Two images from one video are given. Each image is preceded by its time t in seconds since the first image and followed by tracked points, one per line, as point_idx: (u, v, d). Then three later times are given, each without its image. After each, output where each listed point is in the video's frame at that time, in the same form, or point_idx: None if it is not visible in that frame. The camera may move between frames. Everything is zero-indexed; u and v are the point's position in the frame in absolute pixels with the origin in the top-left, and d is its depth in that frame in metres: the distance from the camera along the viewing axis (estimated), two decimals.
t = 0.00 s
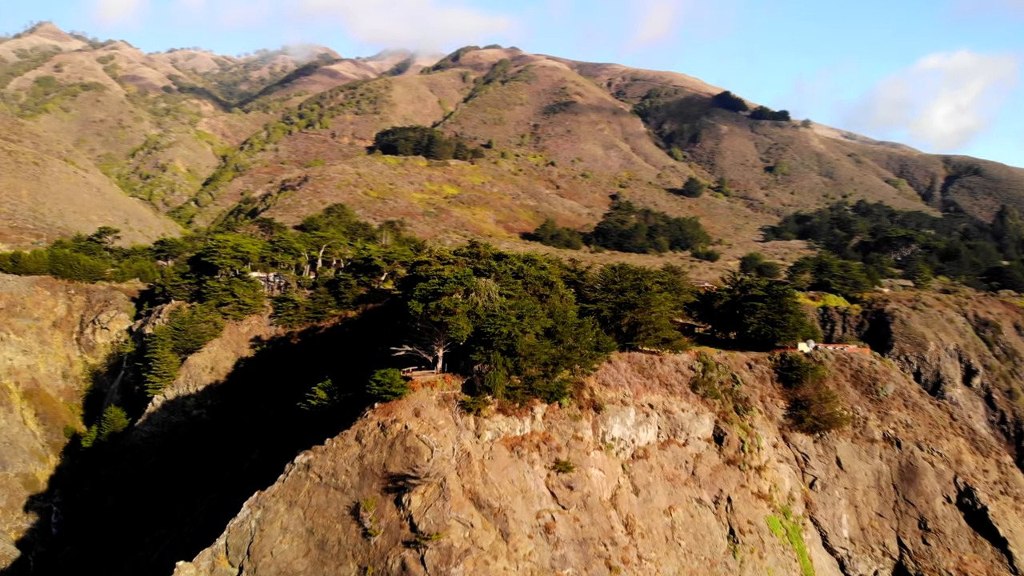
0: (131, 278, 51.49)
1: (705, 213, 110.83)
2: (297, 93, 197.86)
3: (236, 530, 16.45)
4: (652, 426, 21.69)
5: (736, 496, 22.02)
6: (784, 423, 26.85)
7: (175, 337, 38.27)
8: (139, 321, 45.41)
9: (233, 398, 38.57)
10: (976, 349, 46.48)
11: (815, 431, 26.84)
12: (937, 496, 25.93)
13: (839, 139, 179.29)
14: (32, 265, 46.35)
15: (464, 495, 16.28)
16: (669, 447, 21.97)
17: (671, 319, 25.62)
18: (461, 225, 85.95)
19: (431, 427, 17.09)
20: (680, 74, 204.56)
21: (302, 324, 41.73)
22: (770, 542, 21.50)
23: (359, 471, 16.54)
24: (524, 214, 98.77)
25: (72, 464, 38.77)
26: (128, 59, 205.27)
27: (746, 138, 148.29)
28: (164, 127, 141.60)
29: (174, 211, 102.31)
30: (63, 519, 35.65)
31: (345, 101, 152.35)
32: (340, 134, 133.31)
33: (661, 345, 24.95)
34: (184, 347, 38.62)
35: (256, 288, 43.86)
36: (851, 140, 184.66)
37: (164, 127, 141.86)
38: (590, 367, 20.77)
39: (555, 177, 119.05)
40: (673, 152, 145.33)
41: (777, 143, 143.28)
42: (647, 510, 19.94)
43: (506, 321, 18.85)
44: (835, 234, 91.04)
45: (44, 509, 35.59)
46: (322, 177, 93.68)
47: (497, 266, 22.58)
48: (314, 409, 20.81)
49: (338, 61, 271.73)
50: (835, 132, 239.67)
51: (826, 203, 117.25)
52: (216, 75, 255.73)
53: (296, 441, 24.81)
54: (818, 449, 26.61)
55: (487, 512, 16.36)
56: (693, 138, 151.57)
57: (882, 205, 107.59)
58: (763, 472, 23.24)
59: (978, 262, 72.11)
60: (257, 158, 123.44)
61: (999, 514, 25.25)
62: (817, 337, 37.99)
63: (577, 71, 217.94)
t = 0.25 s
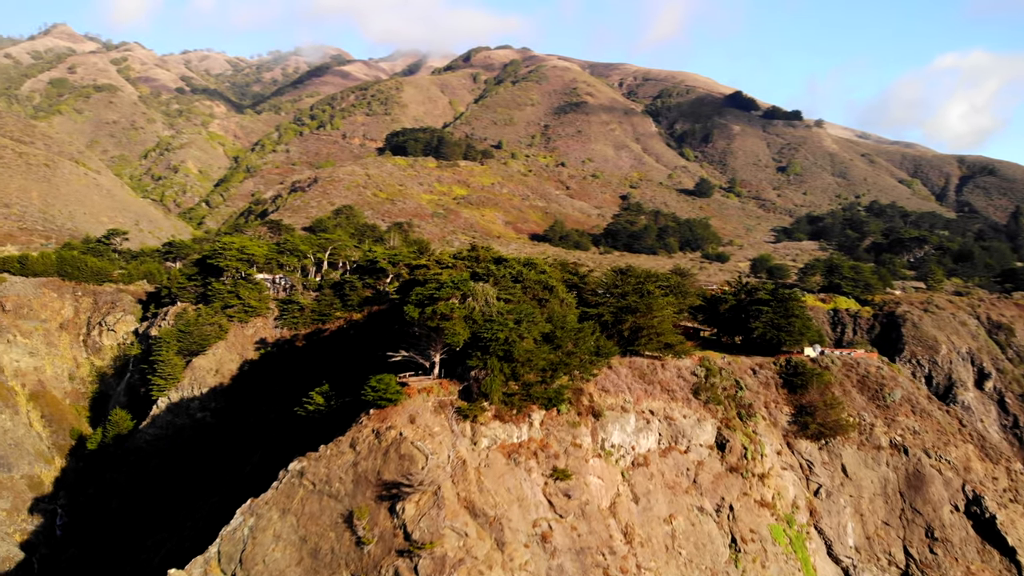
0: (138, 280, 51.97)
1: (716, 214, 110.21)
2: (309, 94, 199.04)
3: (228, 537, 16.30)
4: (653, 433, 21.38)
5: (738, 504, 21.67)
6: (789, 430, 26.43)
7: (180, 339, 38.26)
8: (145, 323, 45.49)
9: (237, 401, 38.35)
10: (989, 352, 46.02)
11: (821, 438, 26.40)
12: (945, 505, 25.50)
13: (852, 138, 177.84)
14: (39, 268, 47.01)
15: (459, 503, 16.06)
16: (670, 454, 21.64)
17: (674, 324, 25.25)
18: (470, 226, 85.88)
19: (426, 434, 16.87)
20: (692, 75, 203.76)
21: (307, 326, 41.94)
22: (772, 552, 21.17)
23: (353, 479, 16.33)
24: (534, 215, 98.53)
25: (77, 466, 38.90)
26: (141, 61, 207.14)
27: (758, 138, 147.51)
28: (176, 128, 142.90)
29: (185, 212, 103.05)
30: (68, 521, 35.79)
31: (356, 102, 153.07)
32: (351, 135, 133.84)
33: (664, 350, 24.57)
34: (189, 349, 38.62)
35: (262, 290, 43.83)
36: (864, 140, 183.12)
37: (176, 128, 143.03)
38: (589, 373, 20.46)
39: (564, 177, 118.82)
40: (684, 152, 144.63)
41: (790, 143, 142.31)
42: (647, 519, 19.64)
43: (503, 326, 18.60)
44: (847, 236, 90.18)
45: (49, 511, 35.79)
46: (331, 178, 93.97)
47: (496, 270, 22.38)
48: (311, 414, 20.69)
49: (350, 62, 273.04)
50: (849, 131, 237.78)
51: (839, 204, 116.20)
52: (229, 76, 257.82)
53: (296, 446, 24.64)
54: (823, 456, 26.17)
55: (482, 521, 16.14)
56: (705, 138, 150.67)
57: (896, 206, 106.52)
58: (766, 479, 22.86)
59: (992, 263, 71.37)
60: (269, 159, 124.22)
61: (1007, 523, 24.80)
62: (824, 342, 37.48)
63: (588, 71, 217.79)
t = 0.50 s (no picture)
0: (143, 281, 52.16)
1: (726, 215, 109.69)
2: (319, 95, 199.99)
3: (219, 545, 16.12)
4: (651, 439, 21.07)
5: (738, 512, 21.33)
6: (791, 437, 26.06)
7: (183, 342, 38.34)
8: (149, 325, 45.67)
9: (240, 404, 38.46)
10: (999, 355, 45.40)
11: (824, 445, 26.03)
12: (950, 513, 25.11)
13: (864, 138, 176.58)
14: (44, 270, 47.21)
15: (452, 513, 15.81)
16: (669, 462, 21.33)
17: (674, 329, 24.95)
18: (477, 227, 85.85)
19: (419, 441, 16.66)
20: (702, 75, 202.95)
21: (310, 329, 41.81)
22: (773, 561, 20.84)
23: (344, 486, 16.15)
24: (541, 216, 98.36)
25: (80, 469, 38.95)
26: (152, 62, 208.87)
27: (768, 138, 146.85)
28: (186, 130, 143.92)
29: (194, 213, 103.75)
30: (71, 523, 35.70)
31: (365, 103, 153.72)
32: (360, 136, 134.19)
33: (664, 354, 24.26)
34: (192, 351, 38.65)
35: (265, 292, 43.85)
36: (876, 140, 181.79)
37: (186, 130, 144.16)
38: (586, 379, 20.19)
39: (573, 178, 118.68)
40: (695, 153, 144.18)
41: (801, 143, 141.49)
42: (645, 527, 19.33)
43: (498, 332, 18.40)
44: (857, 237, 89.51)
45: (51, 513, 35.54)
46: (339, 179, 94.23)
47: (493, 274, 22.21)
48: (305, 420, 20.54)
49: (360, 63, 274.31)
50: (861, 131, 236.26)
51: (849, 204, 115.36)
52: (240, 78, 259.70)
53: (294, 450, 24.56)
54: (826, 463, 25.80)
55: (475, 530, 15.90)
56: (715, 138, 150.04)
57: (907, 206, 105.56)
58: (767, 487, 22.49)
59: (1004, 265, 70.75)
60: (278, 160, 124.90)
61: (1014, 533, 24.35)
62: (829, 347, 36.93)
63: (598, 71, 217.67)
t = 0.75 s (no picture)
0: (147, 283, 52.10)
1: (734, 215, 109.14)
2: (328, 96, 200.85)
3: (208, 553, 15.97)
4: (649, 447, 20.77)
5: (738, 521, 21.03)
6: (793, 443, 25.73)
7: (185, 344, 38.25)
8: (152, 327, 45.70)
9: (241, 406, 38.18)
10: (1010, 359, 45.98)
11: (826, 451, 25.66)
12: (954, 521, 24.80)
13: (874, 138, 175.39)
14: (49, 272, 47.14)
15: (443, 522, 15.57)
16: (667, 469, 21.03)
17: (674, 333, 24.67)
18: (483, 228, 85.79)
19: (412, 449, 16.45)
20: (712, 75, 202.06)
21: (312, 331, 41.60)
22: (773, 571, 20.54)
23: (335, 494, 15.97)
24: (548, 217, 98.17)
25: (82, 470, 39.05)
26: (163, 63, 210.47)
27: (778, 138, 146.09)
28: (195, 131, 144.86)
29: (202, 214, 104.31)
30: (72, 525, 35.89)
31: (374, 104, 154.16)
32: (368, 137, 134.47)
33: (664, 359, 23.95)
34: (193, 353, 38.54)
35: (268, 294, 43.73)
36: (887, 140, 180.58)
37: (196, 131, 145.06)
38: (583, 385, 19.93)
39: (581, 178, 118.50)
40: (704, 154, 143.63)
41: (811, 143, 140.72)
42: (642, 536, 19.06)
43: (493, 337, 18.20)
44: (867, 238, 88.86)
45: (53, 516, 35.75)
46: (346, 180, 94.35)
47: (490, 278, 22.02)
48: (299, 425, 20.38)
49: (369, 64, 275.39)
50: (871, 130, 234.96)
51: (859, 205, 114.58)
52: (250, 78, 261.29)
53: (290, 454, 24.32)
54: (828, 471, 25.44)
55: (467, 539, 15.66)
56: (724, 138, 149.34)
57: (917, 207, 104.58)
58: (768, 495, 22.13)
59: (1015, 267, 70.14)
60: (287, 161, 125.43)
61: (1020, 542, 23.98)
62: (833, 352, 36.46)
63: (607, 72, 217.41)
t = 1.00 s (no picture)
0: (152, 285, 51.92)
1: (743, 216, 108.58)
2: (337, 97, 201.61)
3: (197, 561, 15.82)
4: (646, 454, 20.48)
5: (737, 530, 20.71)
6: (794, 450, 25.39)
7: (187, 346, 38.15)
8: (155, 329, 45.77)
9: (243, 408, 37.89)
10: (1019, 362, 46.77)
11: (828, 459, 25.27)
12: (959, 530, 24.43)
13: (885, 138, 174.35)
14: (53, 273, 47.15)
15: (435, 531, 15.37)
16: (665, 477, 20.72)
17: (673, 338, 24.41)
18: (489, 230, 85.75)
19: (403, 456, 16.25)
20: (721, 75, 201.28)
21: (314, 333, 41.42)
22: None
23: (326, 503, 15.78)
24: (555, 218, 98.09)
25: (84, 473, 39.01)
26: (172, 65, 211.81)
27: (787, 138, 145.41)
28: (204, 132, 145.73)
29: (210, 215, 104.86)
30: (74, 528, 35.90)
31: (382, 105, 154.57)
32: (376, 138, 134.76)
33: (663, 364, 23.63)
34: (195, 356, 38.40)
35: (270, 296, 43.60)
36: (898, 140, 179.45)
37: (204, 132, 145.91)
38: (579, 391, 19.63)
39: (588, 179, 118.36)
40: (712, 154, 143.06)
41: (820, 143, 140.01)
42: (638, 545, 18.78)
43: (486, 343, 17.99)
44: (876, 239, 88.29)
45: (54, 518, 35.81)
46: (352, 182, 94.47)
47: (486, 282, 21.80)
48: (293, 431, 20.21)
49: (378, 65, 276.43)
50: (882, 130, 233.71)
51: (869, 206, 113.79)
52: (260, 80, 262.83)
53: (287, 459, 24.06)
54: (830, 478, 25.09)
55: (459, 548, 15.44)
56: (733, 138, 148.69)
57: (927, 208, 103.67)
58: (768, 503, 21.77)
59: None
60: (295, 162, 125.90)
61: None
62: (837, 357, 35.97)
63: (615, 72, 217.12)
